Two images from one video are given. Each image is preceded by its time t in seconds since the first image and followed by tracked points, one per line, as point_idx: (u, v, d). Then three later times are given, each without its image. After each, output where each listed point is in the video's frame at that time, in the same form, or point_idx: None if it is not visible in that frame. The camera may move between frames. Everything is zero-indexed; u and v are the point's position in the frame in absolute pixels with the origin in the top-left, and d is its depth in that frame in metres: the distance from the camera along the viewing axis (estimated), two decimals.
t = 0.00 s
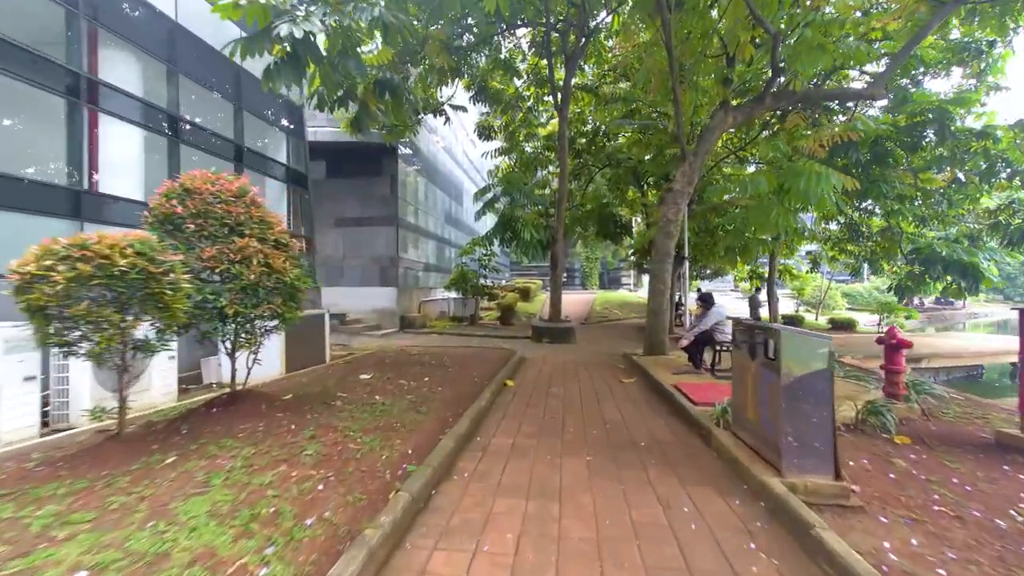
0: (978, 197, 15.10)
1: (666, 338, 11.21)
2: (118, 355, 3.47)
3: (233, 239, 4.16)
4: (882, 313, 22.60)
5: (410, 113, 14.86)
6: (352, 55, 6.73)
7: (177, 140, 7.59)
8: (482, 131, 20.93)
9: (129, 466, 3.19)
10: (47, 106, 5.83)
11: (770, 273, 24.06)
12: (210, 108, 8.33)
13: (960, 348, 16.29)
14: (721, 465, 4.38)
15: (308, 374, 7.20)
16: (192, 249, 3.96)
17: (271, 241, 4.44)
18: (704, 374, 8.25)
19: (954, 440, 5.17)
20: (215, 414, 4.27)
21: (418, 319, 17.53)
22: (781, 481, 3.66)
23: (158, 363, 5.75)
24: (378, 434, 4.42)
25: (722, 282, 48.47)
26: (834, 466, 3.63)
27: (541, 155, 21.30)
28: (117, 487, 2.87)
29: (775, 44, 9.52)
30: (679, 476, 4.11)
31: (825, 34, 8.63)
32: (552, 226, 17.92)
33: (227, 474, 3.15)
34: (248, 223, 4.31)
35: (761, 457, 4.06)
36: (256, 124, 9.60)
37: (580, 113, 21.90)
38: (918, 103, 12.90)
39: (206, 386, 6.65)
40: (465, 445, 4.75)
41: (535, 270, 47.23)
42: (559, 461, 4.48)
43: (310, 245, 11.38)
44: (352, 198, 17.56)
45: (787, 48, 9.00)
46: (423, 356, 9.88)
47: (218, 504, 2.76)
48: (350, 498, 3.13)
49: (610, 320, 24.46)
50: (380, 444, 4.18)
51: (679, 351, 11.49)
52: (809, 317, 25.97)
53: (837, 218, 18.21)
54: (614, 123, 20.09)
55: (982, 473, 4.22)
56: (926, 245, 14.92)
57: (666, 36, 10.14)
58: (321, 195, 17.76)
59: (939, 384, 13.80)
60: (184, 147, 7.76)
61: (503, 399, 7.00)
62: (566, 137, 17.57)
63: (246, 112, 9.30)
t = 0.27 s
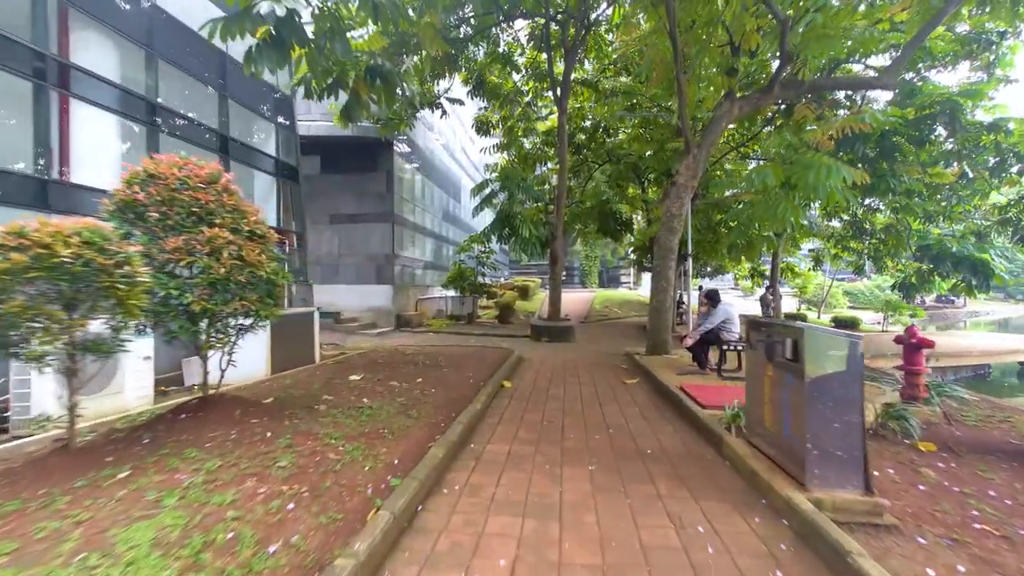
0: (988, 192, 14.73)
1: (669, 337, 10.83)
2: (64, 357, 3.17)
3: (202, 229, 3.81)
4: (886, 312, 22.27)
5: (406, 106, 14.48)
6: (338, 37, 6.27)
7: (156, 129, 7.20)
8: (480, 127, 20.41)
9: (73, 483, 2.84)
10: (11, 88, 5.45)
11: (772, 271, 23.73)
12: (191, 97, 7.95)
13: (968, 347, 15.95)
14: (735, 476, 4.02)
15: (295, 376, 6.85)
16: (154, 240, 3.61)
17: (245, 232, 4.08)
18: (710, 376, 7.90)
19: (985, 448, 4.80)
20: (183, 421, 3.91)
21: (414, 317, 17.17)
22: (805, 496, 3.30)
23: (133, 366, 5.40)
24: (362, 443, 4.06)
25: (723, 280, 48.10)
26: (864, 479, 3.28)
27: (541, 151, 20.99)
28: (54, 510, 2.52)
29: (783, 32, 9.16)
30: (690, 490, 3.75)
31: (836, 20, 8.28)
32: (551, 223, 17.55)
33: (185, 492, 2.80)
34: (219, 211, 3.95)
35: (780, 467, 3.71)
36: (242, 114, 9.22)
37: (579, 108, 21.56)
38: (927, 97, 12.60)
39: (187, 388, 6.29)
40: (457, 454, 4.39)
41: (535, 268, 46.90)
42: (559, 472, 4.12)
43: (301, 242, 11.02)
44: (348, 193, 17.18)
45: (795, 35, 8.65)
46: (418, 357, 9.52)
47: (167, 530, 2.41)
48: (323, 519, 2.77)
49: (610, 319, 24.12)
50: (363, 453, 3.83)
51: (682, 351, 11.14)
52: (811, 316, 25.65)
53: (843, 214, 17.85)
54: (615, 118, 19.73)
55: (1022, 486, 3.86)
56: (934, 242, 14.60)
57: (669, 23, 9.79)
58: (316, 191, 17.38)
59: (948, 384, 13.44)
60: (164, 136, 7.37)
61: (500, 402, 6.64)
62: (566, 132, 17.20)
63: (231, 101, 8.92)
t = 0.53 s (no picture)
0: (1000, 191, 14.36)
1: (674, 340, 10.47)
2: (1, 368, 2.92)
3: (164, 226, 3.45)
4: (892, 313, 21.92)
5: (403, 102, 14.11)
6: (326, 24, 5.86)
7: (134, 120, 6.83)
8: (479, 124, 20.00)
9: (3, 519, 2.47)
10: None
11: (776, 272, 23.38)
12: (173, 88, 7.62)
13: (979, 349, 15.59)
14: (758, 499, 3.64)
15: (281, 383, 6.47)
16: (111, 239, 3.28)
17: (215, 230, 3.74)
18: (719, 382, 7.53)
19: None
20: (147, 440, 3.54)
21: (411, 318, 16.80)
22: (841, 528, 2.93)
23: (106, 375, 5.03)
24: (345, 461, 3.68)
25: (724, 280, 47.79)
26: (907, 507, 2.91)
27: (541, 149, 20.58)
28: None
29: (794, 22, 8.78)
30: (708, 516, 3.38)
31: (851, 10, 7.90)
32: (552, 222, 17.18)
33: (131, 529, 2.44)
34: (186, 206, 3.60)
35: (808, 490, 3.34)
36: (229, 108, 8.87)
37: (580, 106, 21.19)
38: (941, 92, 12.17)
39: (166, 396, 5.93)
40: (450, 472, 4.03)
41: (535, 269, 46.57)
42: (560, 492, 3.76)
43: (293, 241, 10.65)
44: (343, 191, 16.83)
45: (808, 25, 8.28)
46: (413, 361, 9.15)
47: None
48: (291, 560, 2.40)
49: (611, 320, 23.76)
50: (345, 475, 3.45)
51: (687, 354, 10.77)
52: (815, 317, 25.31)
53: (850, 212, 17.48)
54: (617, 115, 19.35)
55: None
56: (943, 241, 14.25)
57: (675, 15, 9.41)
58: (311, 189, 17.00)
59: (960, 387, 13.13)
60: (142, 129, 7.00)
61: (498, 411, 6.28)
62: (566, 129, 16.83)
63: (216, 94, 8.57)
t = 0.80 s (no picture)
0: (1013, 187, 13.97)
1: (680, 341, 10.09)
2: None
3: (121, 215, 3.24)
4: (898, 312, 21.57)
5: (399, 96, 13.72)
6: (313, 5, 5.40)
7: (110, 109, 6.50)
8: (478, 120, 19.61)
9: None
10: None
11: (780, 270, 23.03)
12: (154, 77, 7.30)
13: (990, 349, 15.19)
14: (785, 519, 3.27)
15: (266, 387, 6.10)
16: (59, 229, 3.03)
17: (180, 220, 3.51)
18: (729, 385, 7.16)
19: None
20: (103, 455, 3.17)
21: (409, 318, 16.42)
22: (888, 560, 2.56)
23: (74, 378, 4.66)
24: (325, 478, 3.31)
25: (725, 279, 47.41)
26: (961, 535, 2.55)
27: (541, 146, 20.19)
28: None
29: (806, 8, 8.39)
30: (730, 538, 3.03)
31: None
32: (552, 220, 16.82)
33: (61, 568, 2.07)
34: (145, 195, 3.39)
35: (843, 512, 2.99)
36: (214, 98, 8.51)
37: (580, 101, 20.82)
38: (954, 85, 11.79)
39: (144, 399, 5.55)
40: (443, 487, 3.66)
41: (535, 268, 46.22)
42: (564, 511, 3.39)
43: (284, 237, 10.28)
44: (339, 188, 16.45)
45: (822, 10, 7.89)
46: (408, 362, 8.78)
47: None
48: None
49: (613, 319, 23.42)
50: (324, 494, 3.08)
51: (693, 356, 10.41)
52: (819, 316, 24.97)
53: (857, 209, 17.10)
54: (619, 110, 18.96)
55: None
56: (953, 239, 13.93)
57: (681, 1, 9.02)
58: (305, 185, 16.63)
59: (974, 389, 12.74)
60: (120, 118, 6.67)
61: (497, 416, 5.92)
62: (567, 124, 16.45)
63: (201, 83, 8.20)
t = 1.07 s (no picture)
0: None
1: (687, 344, 9.68)
2: None
3: (65, 208, 2.98)
4: (905, 313, 21.24)
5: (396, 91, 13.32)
6: None
7: (82, 97, 6.12)
8: (478, 117, 19.22)
9: None
10: None
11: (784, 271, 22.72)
12: (132, 65, 6.93)
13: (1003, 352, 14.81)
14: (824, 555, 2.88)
15: (249, 395, 5.72)
16: None
17: (136, 214, 3.25)
18: (742, 392, 6.76)
19: None
20: (45, 483, 2.78)
21: (406, 319, 16.03)
22: None
23: (35, 388, 4.25)
24: (300, 506, 2.91)
25: (726, 279, 47.05)
26: None
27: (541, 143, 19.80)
28: None
29: None
30: None
31: None
32: (553, 219, 16.44)
33: None
34: (94, 184, 3.13)
35: (896, 552, 2.59)
36: (199, 89, 8.14)
37: (582, 98, 20.46)
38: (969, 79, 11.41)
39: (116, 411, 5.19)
40: (435, 515, 3.26)
41: (535, 268, 45.89)
42: (572, 544, 3.00)
43: (275, 236, 9.89)
44: (335, 186, 16.06)
45: None
46: (403, 367, 8.39)
47: None
48: None
49: (614, 320, 23.03)
50: (297, 529, 2.67)
51: (701, 359, 10.02)
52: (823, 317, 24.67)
53: (865, 208, 16.72)
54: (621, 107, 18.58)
55: None
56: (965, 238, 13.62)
57: None
58: (301, 183, 16.25)
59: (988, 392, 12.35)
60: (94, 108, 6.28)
61: (497, 427, 5.53)
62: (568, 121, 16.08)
63: (184, 73, 7.81)
